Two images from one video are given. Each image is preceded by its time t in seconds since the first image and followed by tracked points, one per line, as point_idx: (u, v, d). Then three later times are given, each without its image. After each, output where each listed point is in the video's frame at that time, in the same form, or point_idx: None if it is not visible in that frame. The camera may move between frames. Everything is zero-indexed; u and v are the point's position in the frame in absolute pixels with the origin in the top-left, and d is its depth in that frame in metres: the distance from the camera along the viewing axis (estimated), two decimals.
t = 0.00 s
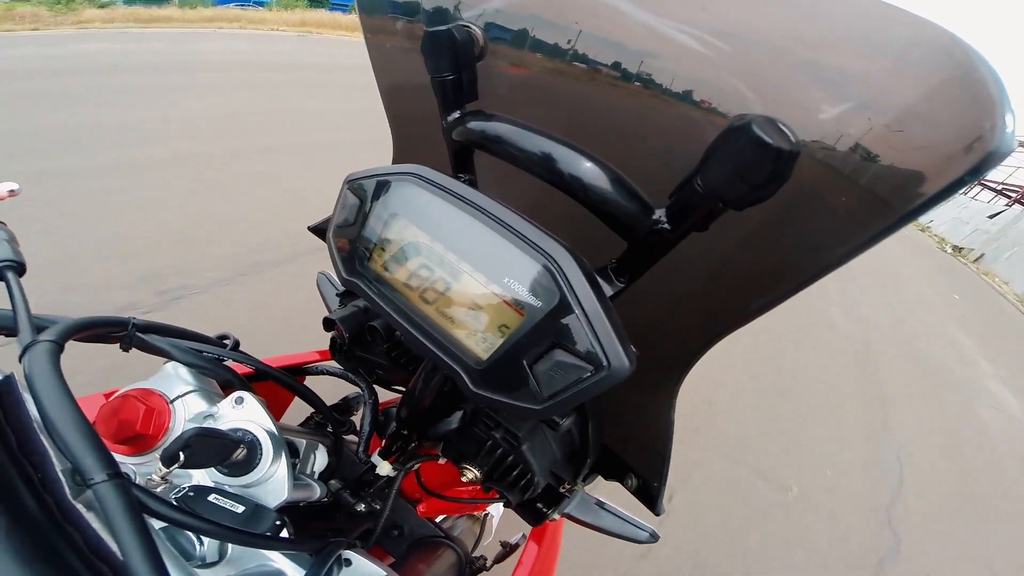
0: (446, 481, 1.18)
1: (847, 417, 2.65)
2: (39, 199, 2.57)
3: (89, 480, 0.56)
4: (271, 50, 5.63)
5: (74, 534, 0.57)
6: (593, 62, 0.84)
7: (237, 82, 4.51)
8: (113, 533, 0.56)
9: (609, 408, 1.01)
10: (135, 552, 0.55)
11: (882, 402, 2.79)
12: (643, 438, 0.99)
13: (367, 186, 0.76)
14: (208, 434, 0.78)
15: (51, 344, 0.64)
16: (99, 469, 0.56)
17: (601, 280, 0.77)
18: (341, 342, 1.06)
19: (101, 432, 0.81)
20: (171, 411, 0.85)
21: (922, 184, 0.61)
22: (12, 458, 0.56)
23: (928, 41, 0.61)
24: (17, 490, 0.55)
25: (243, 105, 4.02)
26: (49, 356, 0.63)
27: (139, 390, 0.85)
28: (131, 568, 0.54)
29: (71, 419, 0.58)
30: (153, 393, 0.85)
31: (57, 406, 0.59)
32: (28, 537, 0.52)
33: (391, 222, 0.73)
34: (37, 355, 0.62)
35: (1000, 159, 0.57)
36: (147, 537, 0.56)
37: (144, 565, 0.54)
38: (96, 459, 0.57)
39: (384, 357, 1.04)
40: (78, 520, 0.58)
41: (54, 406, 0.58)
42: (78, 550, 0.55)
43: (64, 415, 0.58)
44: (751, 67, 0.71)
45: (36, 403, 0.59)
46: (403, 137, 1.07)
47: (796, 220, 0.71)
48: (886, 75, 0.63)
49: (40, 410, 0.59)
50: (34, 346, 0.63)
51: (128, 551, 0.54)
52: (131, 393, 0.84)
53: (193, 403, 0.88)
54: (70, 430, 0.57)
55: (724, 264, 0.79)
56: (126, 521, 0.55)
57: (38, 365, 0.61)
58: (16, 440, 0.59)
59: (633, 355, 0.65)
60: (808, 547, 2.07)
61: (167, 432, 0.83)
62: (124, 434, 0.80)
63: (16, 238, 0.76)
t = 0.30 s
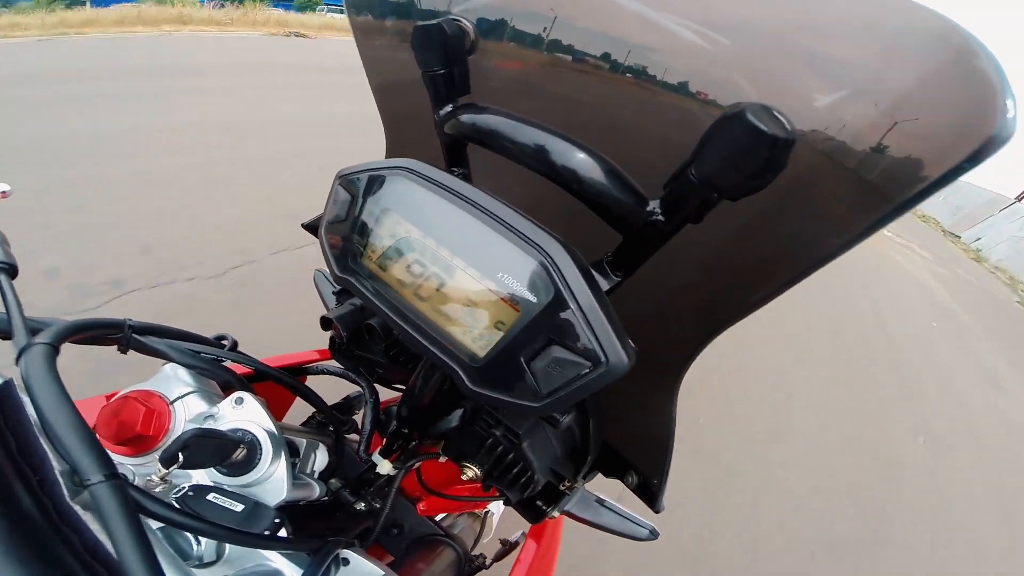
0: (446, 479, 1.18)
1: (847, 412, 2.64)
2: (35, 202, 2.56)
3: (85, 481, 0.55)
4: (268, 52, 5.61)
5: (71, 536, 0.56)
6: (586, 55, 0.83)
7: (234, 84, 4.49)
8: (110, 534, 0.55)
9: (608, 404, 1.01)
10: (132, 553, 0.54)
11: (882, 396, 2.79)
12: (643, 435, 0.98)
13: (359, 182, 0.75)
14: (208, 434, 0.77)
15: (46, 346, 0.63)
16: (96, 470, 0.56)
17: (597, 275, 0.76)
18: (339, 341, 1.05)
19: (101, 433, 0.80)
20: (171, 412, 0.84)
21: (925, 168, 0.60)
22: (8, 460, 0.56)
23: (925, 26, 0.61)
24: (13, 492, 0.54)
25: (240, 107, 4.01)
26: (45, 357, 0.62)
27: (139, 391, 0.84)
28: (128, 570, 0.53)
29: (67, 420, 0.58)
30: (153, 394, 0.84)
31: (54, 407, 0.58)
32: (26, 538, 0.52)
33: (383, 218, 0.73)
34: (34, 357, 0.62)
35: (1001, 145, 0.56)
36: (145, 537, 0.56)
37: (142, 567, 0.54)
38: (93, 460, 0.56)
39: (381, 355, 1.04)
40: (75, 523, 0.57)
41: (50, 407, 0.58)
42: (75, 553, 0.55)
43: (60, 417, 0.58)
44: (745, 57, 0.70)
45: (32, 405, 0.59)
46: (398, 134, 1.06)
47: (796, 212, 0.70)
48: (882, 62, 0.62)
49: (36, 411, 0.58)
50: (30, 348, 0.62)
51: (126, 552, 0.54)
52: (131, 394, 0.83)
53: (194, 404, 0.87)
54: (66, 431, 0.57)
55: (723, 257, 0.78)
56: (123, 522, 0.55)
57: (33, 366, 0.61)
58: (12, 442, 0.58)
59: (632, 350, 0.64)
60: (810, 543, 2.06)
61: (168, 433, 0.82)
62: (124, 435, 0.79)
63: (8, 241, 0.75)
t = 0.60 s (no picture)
0: (446, 483, 1.18)
1: (845, 422, 2.66)
2: (40, 198, 2.57)
3: (92, 481, 0.56)
4: (276, 56, 5.64)
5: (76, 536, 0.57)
6: (593, 66, 0.84)
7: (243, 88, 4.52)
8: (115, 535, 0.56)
9: (609, 411, 1.01)
10: (138, 554, 0.55)
11: (880, 407, 2.80)
12: (643, 442, 0.99)
13: (369, 189, 0.76)
14: (209, 434, 0.78)
15: (55, 346, 0.64)
16: (103, 470, 0.56)
17: (602, 284, 0.77)
18: (342, 345, 1.06)
19: (105, 434, 0.80)
20: (174, 413, 0.85)
21: (934, 180, 0.60)
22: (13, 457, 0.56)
23: (933, 46, 0.62)
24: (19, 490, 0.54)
25: (248, 109, 4.03)
26: (54, 357, 0.63)
27: (142, 391, 0.85)
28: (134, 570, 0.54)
29: (75, 419, 0.58)
30: (156, 395, 0.84)
31: (62, 406, 0.59)
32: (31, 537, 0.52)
33: (393, 225, 0.73)
34: (43, 356, 0.62)
35: (1001, 164, 0.57)
36: (150, 538, 0.56)
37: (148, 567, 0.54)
38: (100, 460, 0.57)
39: (385, 359, 1.04)
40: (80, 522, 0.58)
41: (59, 407, 0.58)
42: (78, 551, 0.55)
43: (69, 417, 0.58)
44: (753, 73, 0.71)
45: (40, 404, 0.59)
46: (405, 141, 1.07)
47: (799, 226, 0.71)
48: (888, 80, 0.63)
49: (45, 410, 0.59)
50: (39, 347, 0.63)
51: (131, 553, 0.54)
52: (135, 394, 0.83)
53: (197, 406, 0.88)
54: (75, 432, 0.57)
55: (726, 270, 0.79)
56: (128, 523, 0.55)
57: (42, 365, 0.61)
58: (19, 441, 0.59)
59: (636, 359, 0.65)
60: (805, 551, 2.07)
61: (171, 433, 0.83)
62: (126, 436, 0.80)
63: (18, 240, 0.76)
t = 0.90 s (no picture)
0: (445, 482, 1.18)
1: (846, 420, 2.66)
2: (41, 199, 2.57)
3: (91, 480, 0.56)
4: (279, 60, 5.67)
5: (77, 536, 0.57)
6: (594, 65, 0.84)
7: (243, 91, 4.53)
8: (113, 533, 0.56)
9: (608, 409, 1.01)
10: (137, 552, 0.55)
11: (881, 405, 2.80)
12: (642, 439, 0.99)
13: (369, 189, 0.76)
14: (207, 434, 0.78)
15: (51, 345, 0.64)
16: (101, 469, 0.57)
17: (601, 283, 0.77)
18: (342, 344, 1.06)
19: (102, 431, 0.80)
20: (171, 412, 0.85)
21: (920, 188, 0.61)
22: (13, 456, 0.56)
23: (928, 42, 0.61)
24: (19, 489, 0.54)
25: (250, 112, 4.04)
26: (51, 356, 0.63)
27: (140, 390, 0.85)
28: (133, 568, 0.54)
29: (72, 419, 0.59)
30: (154, 393, 0.85)
31: (58, 405, 0.59)
32: (32, 536, 0.53)
33: (393, 224, 0.74)
34: (38, 355, 0.62)
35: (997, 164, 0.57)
36: (149, 536, 0.56)
37: (146, 566, 0.54)
38: (98, 460, 0.57)
39: (384, 358, 1.04)
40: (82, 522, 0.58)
41: (56, 407, 0.59)
42: (79, 550, 0.55)
43: (65, 416, 0.59)
44: (749, 70, 0.71)
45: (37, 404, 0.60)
46: (404, 140, 1.07)
47: (797, 222, 0.71)
48: (884, 78, 0.63)
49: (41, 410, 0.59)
50: (35, 346, 0.63)
51: (130, 551, 0.55)
52: (132, 393, 0.83)
53: (194, 404, 0.88)
54: (71, 431, 0.58)
55: (724, 268, 0.79)
56: (128, 521, 0.55)
57: (38, 365, 0.61)
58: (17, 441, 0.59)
59: (634, 357, 0.65)
60: (807, 549, 2.07)
61: (168, 432, 0.83)
62: (123, 434, 0.80)
63: (20, 239, 0.76)
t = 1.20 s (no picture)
0: (447, 480, 1.18)
1: (846, 414, 2.66)
2: (38, 203, 2.57)
3: (90, 480, 0.56)
4: (276, 60, 5.67)
5: (76, 537, 0.57)
6: (588, 62, 0.84)
7: (241, 93, 4.54)
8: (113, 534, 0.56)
9: (609, 406, 1.01)
10: (136, 552, 0.55)
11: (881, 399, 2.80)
12: (643, 436, 0.99)
13: (365, 187, 0.76)
14: (204, 434, 0.78)
15: (47, 346, 0.64)
16: (100, 470, 0.56)
17: (599, 278, 0.77)
18: (339, 342, 1.06)
19: (101, 432, 0.80)
20: (170, 412, 0.85)
21: (923, 175, 0.61)
22: (11, 458, 0.56)
23: (918, 32, 0.61)
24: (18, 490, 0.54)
25: (247, 112, 4.04)
26: (47, 358, 0.63)
27: (138, 391, 0.85)
28: (133, 568, 0.54)
29: (70, 419, 0.59)
30: (153, 394, 0.85)
31: (55, 406, 0.59)
32: (33, 537, 0.53)
33: (389, 221, 0.74)
34: (34, 357, 0.62)
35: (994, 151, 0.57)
36: (149, 536, 0.56)
37: (146, 566, 0.54)
38: (96, 460, 0.57)
39: (382, 357, 1.04)
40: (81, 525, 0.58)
41: (53, 408, 0.59)
42: (78, 552, 0.55)
43: (63, 417, 0.58)
44: (742, 65, 0.71)
45: (34, 405, 0.59)
46: (400, 138, 1.07)
47: (797, 216, 0.71)
48: (876, 69, 0.63)
49: (39, 411, 0.59)
50: (31, 348, 0.63)
51: (130, 551, 0.55)
52: (130, 394, 0.83)
53: (193, 403, 0.88)
54: (69, 431, 0.58)
55: (723, 261, 0.79)
56: (127, 522, 0.55)
57: (35, 366, 0.61)
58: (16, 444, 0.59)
59: (631, 352, 0.65)
60: (810, 543, 2.06)
61: (167, 433, 0.83)
62: (124, 435, 0.80)
63: (16, 242, 0.76)
